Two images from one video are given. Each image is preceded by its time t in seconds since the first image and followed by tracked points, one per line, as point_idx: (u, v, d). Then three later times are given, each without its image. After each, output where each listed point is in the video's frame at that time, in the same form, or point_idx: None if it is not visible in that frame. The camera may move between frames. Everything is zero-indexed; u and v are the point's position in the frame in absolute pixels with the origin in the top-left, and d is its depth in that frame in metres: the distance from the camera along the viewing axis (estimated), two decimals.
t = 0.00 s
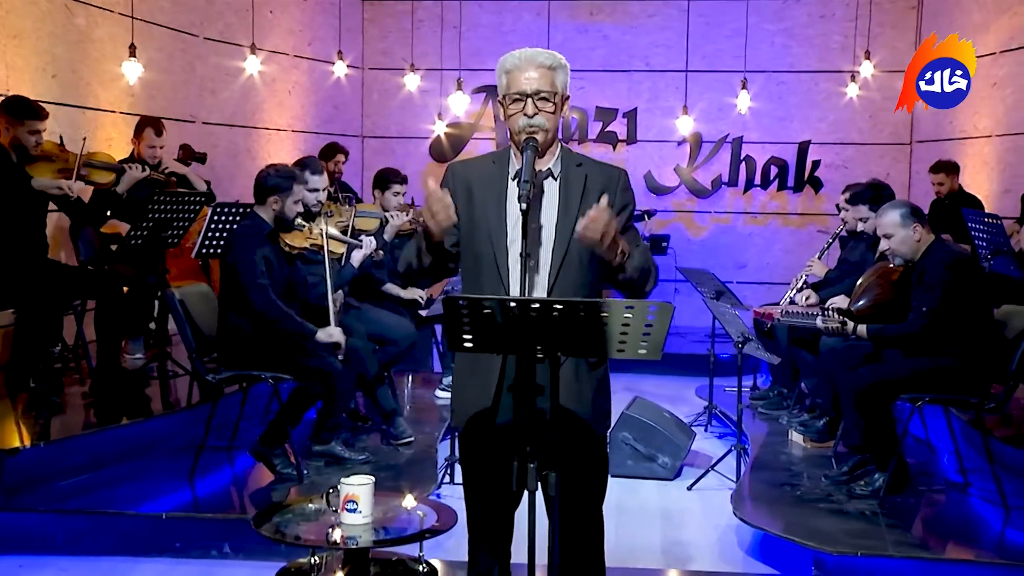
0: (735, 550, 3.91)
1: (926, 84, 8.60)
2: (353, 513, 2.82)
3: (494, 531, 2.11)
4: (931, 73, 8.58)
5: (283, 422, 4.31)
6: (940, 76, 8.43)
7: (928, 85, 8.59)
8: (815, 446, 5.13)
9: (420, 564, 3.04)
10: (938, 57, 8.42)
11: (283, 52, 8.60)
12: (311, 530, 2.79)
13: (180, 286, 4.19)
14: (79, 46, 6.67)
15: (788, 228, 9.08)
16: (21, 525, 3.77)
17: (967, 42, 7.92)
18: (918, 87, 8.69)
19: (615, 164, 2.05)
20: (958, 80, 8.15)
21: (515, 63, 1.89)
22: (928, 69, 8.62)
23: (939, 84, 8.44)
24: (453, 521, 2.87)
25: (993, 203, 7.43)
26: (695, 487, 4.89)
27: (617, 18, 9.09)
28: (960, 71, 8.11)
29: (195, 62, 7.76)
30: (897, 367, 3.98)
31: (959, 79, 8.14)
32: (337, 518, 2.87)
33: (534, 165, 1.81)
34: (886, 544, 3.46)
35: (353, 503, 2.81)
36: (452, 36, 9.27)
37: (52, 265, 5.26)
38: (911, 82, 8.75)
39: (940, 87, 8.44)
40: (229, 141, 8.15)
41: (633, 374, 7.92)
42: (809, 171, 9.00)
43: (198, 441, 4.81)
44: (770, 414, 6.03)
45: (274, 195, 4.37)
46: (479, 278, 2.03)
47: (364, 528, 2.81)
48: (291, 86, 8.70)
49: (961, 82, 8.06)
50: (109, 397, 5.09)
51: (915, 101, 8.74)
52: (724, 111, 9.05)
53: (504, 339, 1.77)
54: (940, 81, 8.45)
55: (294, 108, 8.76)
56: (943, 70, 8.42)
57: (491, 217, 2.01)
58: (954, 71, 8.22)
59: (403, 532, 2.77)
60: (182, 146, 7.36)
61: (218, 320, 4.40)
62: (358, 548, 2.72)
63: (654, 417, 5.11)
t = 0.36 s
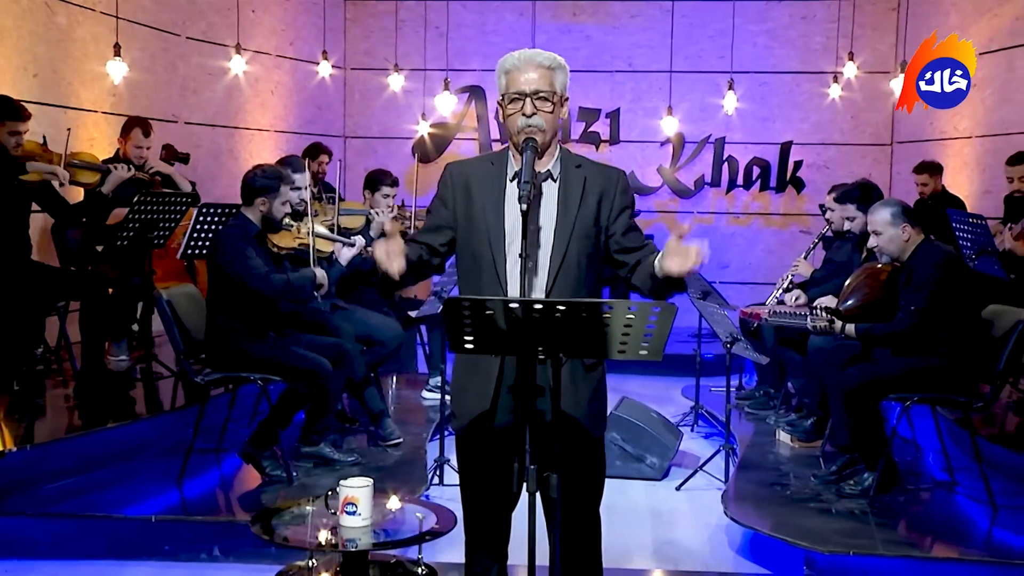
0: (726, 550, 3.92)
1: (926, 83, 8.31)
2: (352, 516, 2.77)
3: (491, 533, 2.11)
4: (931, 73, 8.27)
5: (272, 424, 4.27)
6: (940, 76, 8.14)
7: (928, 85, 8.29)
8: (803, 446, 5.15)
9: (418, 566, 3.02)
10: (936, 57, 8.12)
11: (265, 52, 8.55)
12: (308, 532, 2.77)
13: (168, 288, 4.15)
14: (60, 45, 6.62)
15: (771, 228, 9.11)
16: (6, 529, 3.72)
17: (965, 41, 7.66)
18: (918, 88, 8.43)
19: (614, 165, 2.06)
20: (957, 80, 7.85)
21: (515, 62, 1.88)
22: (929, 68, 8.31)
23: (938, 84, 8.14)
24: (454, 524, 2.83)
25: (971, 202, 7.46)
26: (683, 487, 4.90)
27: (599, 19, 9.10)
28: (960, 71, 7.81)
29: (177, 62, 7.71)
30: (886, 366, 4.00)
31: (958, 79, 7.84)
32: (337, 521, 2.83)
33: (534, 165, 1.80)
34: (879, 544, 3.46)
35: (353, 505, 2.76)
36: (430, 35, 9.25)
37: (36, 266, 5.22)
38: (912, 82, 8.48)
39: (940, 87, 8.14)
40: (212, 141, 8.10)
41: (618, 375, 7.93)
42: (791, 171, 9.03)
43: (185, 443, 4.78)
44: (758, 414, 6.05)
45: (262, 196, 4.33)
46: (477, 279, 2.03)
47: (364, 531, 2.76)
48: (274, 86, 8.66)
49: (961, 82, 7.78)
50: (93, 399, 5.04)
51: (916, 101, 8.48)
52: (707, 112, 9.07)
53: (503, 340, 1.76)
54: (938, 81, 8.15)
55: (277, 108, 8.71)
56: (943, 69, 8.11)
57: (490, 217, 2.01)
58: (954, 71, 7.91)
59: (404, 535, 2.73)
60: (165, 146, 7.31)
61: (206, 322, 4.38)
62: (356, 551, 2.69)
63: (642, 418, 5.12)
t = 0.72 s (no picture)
0: (713, 550, 3.94)
1: (926, 83, 8.11)
2: (348, 519, 2.76)
3: (487, 534, 2.10)
4: (931, 72, 8.09)
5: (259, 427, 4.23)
6: (941, 76, 7.94)
7: (928, 85, 8.09)
8: (787, 445, 5.17)
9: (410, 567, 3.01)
10: (937, 57, 7.95)
11: (242, 52, 8.49)
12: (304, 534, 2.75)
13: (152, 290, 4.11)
14: (36, 43, 6.55)
15: (749, 228, 9.13)
16: None
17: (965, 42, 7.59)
18: (917, 88, 8.25)
19: (609, 165, 2.06)
20: (958, 80, 7.74)
21: (510, 63, 1.89)
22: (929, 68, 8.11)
23: (939, 84, 7.97)
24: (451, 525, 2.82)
25: (949, 203, 7.75)
26: (668, 487, 4.90)
27: (578, 19, 9.11)
28: (960, 71, 7.72)
29: (154, 61, 7.66)
30: (871, 366, 4.04)
31: (959, 79, 7.74)
32: (332, 523, 2.81)
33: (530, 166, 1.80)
34: (867, 543, 3.48)
35: (349, 508, 2.75)
36: (408, 35, 9.23)
37: (15, 267, 5.16)
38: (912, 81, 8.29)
39: (941, 87, 7.94)
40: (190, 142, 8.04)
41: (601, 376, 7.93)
42: (770, 171, 9.06)
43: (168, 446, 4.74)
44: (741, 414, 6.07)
45: (248, 196, 4.31)
46: (473, 281, 2.02)
47: (359, 533, 2.75)
48: (252, 86, 8.60)
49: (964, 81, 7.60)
50: (72, 402, 4.99)
51: (915, 101, 8.31)
52: (687, 113, 9.07)
53: (502, 342, 1.76)
54: (939, 81, 7.98)
55: (255, 108, 8.65)
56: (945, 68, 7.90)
57: (486, 218, 2.01)
58: (954, 71, 7.80)
59: (400, 536, 2.72)
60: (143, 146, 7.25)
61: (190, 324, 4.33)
62: (353, 554, 2.67)
63: (627, 418, 5.15)
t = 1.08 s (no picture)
0: (702, 550, 3.94)
1: (926, 83, 7.99)
2: (346, 521, 2.72)
3: (482, 537, 2.10)
4: (931, 72, 7.97)
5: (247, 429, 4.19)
6: (940, 76, 7.84)
7: (928, 85, 7.97)
8: (773, 445, 5.20)
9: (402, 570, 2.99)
10: (937, 56, 7.85)
11: (222, 52, 8.43)
12: (299, 537, 2.71)
13: (138, 291, 4.08)
14: (15, 42, 6.47)
15: (730, 229, 9.16)
16: None
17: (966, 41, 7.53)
18: (916, 88, 8.11)
19: (606, 166, 2.07)
20: (958, 80, 7.65)
21: (507, 65, 1.87)
22: (928, 68, 7.99)
23: (939, 84, 7.87)
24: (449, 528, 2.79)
25: (928, 204, 7.91)
26: (655, 487, 4.90)
27: (560, 20, 9.11)
28: (960, 71, 7.64)
29: (134, 61, 7.60)
30: (858, 366, 4.06)
31: (959, 79, 7.66)
32: (330, 526, 2.77)
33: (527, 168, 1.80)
34: (858, 542, 3.50)
35: (347, 511, 2.71)
36: (388, 36, 9.21)
37: None
38: (911, 81, 8.16)
39: (940, 87, 7.85)
40: (170, 142, 7.99)
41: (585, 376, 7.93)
42: (751, 172, 9.10)
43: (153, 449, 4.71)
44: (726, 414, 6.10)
45: (227, 197, 4.29)
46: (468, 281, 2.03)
47: (357, 536, 2.71)
48: (232, 87, 8.55)
49: (963, 82, 7.55)
50: (53, 406, 4.94)
51: (914, 101, 8.15)
52: (669, 113, 9.09)
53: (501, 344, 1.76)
54: (939, 80, 7.88)
55: (235, 108, 8.60)
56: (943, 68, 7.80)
57: (482, 217, 2.01)
58: (954, 71, 7.72)
59: (398, 540, 2.68)
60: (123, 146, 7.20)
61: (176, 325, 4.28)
62: (351, 557, 2.62)
63: (614, 418, 5.14)
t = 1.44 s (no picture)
0: (693, 550, 3.95)
1: (926, 83, 7.89)
2: (346, 524, 2.70)
3: (481, 538, 2.10)
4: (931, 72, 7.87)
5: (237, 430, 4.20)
6: (941, 76, 7.74)
7: (928, 85, 7.86)
8: (761, 445, 5.22)
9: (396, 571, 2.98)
10: (937, 56, 7.75)
11: (205, 52, 8.39)
12: (299, 539, 2.69)
13: (126, 292, 4.05)
14: None
15: (714, 229, 9.17)
16: None
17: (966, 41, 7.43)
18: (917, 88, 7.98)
19: (603, 168, 2.08)
20: (958, 80, 7.55)
21: (508, 66, 1.94)
22: (928, 69, 7.89)
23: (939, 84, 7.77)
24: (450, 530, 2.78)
25: (909, 204, 8.00)
26: (645, 488, 4.91)
27: (544, 21, 9.12)
28: (960, 71, 7.53)
29: (116, 61, 7.56)
30: (848, 366, 4.08)
31: (959, 78, 7.56)
32: (330, 528, 2.75)
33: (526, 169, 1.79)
34: (849, 542, 3.51)
35: (348, 513, 2.69)
36: (372, 36, 9.18)
37: None
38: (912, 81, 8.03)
39: (940, 87, 7.75)
40: (153, 143, 7.94)
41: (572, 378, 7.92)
42: (735, 173, 9.12)
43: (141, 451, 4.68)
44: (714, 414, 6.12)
45: (202, 195, 4.24)
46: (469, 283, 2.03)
47: (357, 539, 2.69)
48: (216, 87, 8.51)
49: (962, 82, 7.50)
50: (38, 408, 4.89)
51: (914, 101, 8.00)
52: (653, 114, 9.11)
53: (503, 346, 1.76)
54: (939, 80, 7.78)
55: (219, 109, 8.56)
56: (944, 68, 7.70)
57: (481, 218, 2.02)
58: (953, 71, 7.63)
59: (398, 543, 2.66)
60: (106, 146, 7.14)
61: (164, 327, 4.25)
62: (351, 560, 2.60)
63: (603, 419, 5.15)
